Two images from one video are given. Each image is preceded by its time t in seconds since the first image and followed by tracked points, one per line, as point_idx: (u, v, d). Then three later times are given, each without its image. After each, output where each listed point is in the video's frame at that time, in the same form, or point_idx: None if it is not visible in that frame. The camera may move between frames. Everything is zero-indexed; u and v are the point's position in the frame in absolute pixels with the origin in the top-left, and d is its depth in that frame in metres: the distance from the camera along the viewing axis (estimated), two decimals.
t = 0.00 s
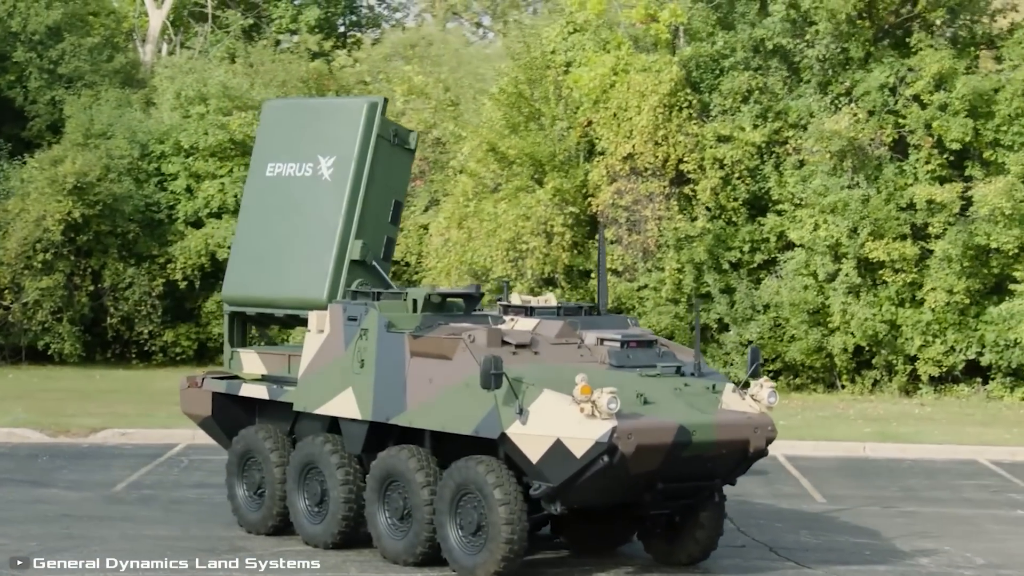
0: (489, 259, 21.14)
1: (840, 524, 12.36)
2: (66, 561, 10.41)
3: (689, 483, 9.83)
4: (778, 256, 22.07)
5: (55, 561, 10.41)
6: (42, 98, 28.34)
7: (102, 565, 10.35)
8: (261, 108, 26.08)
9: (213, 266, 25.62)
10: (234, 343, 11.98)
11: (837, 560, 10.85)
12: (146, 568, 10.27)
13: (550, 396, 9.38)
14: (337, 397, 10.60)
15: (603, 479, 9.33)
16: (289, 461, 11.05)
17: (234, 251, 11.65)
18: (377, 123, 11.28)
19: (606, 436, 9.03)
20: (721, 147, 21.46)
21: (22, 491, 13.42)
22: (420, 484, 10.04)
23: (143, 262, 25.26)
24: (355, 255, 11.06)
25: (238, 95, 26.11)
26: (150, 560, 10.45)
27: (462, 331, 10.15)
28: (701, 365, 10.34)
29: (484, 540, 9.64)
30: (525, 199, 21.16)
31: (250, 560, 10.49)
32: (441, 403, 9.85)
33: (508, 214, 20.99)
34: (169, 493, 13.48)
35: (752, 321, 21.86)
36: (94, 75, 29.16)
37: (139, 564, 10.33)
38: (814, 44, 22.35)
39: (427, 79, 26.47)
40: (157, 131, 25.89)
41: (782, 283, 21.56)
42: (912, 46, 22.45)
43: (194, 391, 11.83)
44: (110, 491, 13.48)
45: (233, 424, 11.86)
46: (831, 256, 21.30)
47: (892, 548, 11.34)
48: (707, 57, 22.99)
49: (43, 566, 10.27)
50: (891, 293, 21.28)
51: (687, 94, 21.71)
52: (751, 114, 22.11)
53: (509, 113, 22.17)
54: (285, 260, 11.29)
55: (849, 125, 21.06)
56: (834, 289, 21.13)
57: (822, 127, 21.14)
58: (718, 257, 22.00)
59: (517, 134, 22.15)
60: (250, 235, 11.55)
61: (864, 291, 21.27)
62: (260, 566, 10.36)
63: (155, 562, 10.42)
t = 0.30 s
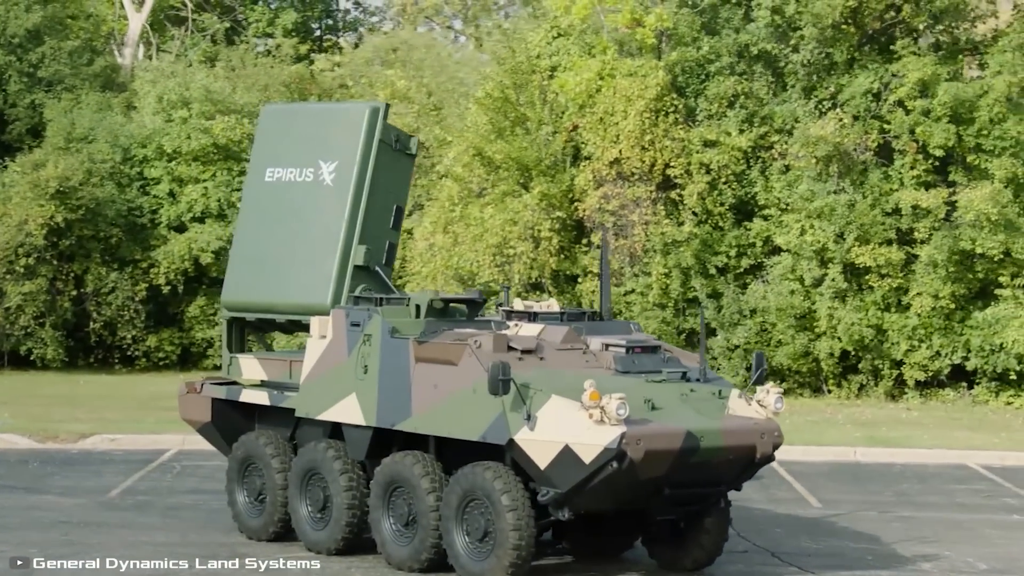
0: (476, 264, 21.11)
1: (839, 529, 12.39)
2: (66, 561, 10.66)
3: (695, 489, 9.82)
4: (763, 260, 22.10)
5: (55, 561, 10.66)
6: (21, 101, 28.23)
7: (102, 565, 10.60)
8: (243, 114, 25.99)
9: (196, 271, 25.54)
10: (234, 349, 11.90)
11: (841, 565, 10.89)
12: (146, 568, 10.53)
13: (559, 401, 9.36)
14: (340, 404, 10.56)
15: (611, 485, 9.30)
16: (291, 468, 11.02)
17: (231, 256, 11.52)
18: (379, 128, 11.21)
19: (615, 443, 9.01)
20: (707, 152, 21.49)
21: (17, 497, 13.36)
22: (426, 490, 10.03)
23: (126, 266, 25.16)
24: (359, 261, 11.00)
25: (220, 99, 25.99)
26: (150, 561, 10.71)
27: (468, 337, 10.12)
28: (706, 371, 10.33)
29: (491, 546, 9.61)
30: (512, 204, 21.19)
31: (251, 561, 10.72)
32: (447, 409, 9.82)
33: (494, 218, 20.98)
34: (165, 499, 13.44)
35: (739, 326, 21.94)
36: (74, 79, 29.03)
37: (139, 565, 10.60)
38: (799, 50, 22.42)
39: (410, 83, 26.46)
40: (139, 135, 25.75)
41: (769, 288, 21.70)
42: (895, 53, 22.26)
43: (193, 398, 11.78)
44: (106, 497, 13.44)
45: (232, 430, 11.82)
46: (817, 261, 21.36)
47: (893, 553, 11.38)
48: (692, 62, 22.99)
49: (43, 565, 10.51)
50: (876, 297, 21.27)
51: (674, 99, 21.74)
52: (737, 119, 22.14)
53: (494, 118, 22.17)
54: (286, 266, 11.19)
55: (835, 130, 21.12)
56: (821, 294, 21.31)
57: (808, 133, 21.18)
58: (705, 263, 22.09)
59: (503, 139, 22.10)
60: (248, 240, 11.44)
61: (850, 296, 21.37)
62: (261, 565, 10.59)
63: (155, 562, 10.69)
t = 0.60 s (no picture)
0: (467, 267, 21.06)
1: (839, 531, 12.42)
2: (64, 561, 10.80)
3: (702, 492, 9.82)
4: (753, 263, 22.16)
5: (54, 561, 10.79)
6: (5, 103, 28.09)
7: (101, 565, 10.76)
8: (230, 117, 25.89)
9: (183, 273, 25.47)
10: (234, 353, 11.85)
11: (845, 568, 10.92)
12: (145, 567, 10.67)
13: (566, 405, 9.33)
14: (344, 407, 10.52)
15: (619, 488, 9.27)
16: (294, 472, 11.00)
17: (232, 260, 11.44)
18: (381, 131, 11.17)
19: (624, 446, 8.98)
20: (696, 154, 21.53)
21: (14, 501, 13.31)
22: (431, 494, 10.02)
23: (112, 269, 25.06)
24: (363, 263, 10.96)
25: (206, 102, 25.84)
26: (150, 561, 10.84)
27: (473, 341, 10.09)
28: (711, 374, 10.32)
29: (498, 549, 9.59)
30: (502, 207, 21.19)
31: (250, 560, 10.86)
32: (453, 412, 9.79)
33: (485, 221, 20.94)
34: (162, 504, 13.40)
35: (730, 328, 21.96)
36: (59, 81, 28.90)
37: (138, 564, 10.73)
38: (787, 53, 22.43)
39: (396, 86, 26.41)
40: (125, 137, 25.57)
41: (758, 291, 21.57)
42: (881, 55, 22.37)
43: (194, 401, 11.76)
44: (103, 502, 13.39)
45: (233, 434, 11.79)
46: (806, 263, 21.34)
47: (896, 556, 11.42)
48: (682, 64, 22.83)
49: (43, 566, 10.66)
50: (866, 301, 21.37)
51: (662, 101, 21.70)
52: (726, 122, 22.21)
53: (483, 121, 22.20)
54: (289, 269, 11.12)
55: (824, 133, 21.17)
56: (810, 297, 21.29)
57: (797, 135, 21.20)
58: (695, 265, 22.08)
59: (492, 141, 22.22)
60: (250, 244, 11.37)
61: (841, 299, 21.46)
62: (260, 565, 10.73)
63: (155, 562, 10.83)
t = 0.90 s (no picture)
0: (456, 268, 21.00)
1: (840, 535, 12.44)
2: (65, 561, 10.88)
3: (710, 496, 9.80)
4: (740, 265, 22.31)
5: (54, 560, 10.86)
6: None
7: (101, 564, 10.81)
8: (214, 118, 25.78)
9: (167, 275, 25.38)
10: (233, 356, 11.74)
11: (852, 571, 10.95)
12: (145, 566, 10.71)
13: (577, 409, 9.28)
14: (350, 411, 10.47)
15: (629, 491, 9.21)
16: (298, 475, 10.96)
17: (235, 263, 11.35)
18: (386, 133, 11.09)
19: (635, 449, 8.92)
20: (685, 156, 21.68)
21: (11, 505, 13.24)
22: (439, 498, 9.98)
23: (96, 271, 25.01)
24: (369, 266, 10.90)
25: (190, 103, 25.68)
26: (150, 561, 10.90)
27: (482, 343, 10.03)
28: (718, 378, 10.30)
29: (507, 553, 9.56)
30: (491, 209, 21.14)
31: (251, 560, 10.94)
32: (462, 415, 9.74)
33: (474, 223, 20.91)
34: (161, 507, 13.35)
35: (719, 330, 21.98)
36: (42, 81, 28.77)
37: (138, 564, 10.75)
38: (775, 55, 22.33)
39: (381, 87, 26.35)
40: (110, 138, 25.48)
41: (747, 294, 21.63)
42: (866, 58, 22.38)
43: (195, 404, 11.72)
44: (101, 506, 13.33)
45: (234, 436, 11.78)
46: (794, 266, 21.38)
47: (900, 559, 11.44)
48: (669, 67, 23.03)
49: (43, 565, 10.72)
50: (853, 303, 21.43)
51: (651, 103, 21.78)
52: (715, 124, 22.24)
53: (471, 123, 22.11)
54: (293, 273, 11.04)
55: (811, 135, 21.22)
56: (799, 299, 21.30)
57: (785, 137, 21.22)
58: (683, 267, 22.20)
59: (480, 143, 22.07)
60: (252, 247, 11.28)
61: (829, 301, 21.51)
62: (261, 565, 10.82)
63: (156, 561, 10.90)
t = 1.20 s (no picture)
0: (445, 269, 20.95)
1: (841, 536, 12.45)
2: (65, 561, 10.87)
3: (720, 498, 9.76)
4: (728, 266, 22.30)
5: (54, 561, 10.84)
6: None
7: (101, 565, 10.75)
8: (199, 118, 25.64)
9: (151, 275, 25.30)
10: (234, 358, 11.65)
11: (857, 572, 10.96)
12: (146, 568, 10.66)
13: (589, 410, 9.21)
14: (357, 412, 10.41)
15: (641, 493, 9.13)
16: (303, 478, 10.92)
17: (238, 265, 11.28)
18: (392, 134, 11.02)
19: (648, 451, 8.84)
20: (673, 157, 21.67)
21: (7, 508, 13.15)
22: (448, 500, 9.93)
23: (81, 272, 24.97)
24: (375, 267, 10.83)
25: (175, 103, 25.53)
26: (150, 561, 10.89)
27: (492, 345, 9.98)
28: (727, 379, 10.27)
29: (517, 555, 9.51)
30: (480, 209, 21.11)
31: (251, 561, 10.97)
32: (472, 417, 9.68)
33: (463, 224, 20.88)
34: (157, 510, 13.27)
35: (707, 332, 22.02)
36: (24, 80, 28.63)
37: (139, 565, 10.71)
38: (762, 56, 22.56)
39: (366, 88, 26.31)
40: (94, 138, 25.26)
41: (736, 295, 21.59)
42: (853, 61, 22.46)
43: (197, 406, 11.66)
44: (97, 508, 13.25)
45: (236, 437, 11.74)
46: (782, 267, 21.39)
47: (905, 560, 11.46)
48: (658, 67, 22.96)
49: (43, 566, 10.67)
50: (842, 304, 21.45)
51: (639, 103, 21.78)
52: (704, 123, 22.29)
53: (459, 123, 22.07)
54: (297, 274, 10.97)
55: (800, 137, 21.28)
56: (787, 299, 21.34)
57: (773, 138, 21.26)
58: (671, 269, 22.17)
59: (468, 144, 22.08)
60: (256, 248, 11.21)
61: (817, 302, 21.49)
62: (262, 566, 10.82)
63: (156, 561, 10.89)
